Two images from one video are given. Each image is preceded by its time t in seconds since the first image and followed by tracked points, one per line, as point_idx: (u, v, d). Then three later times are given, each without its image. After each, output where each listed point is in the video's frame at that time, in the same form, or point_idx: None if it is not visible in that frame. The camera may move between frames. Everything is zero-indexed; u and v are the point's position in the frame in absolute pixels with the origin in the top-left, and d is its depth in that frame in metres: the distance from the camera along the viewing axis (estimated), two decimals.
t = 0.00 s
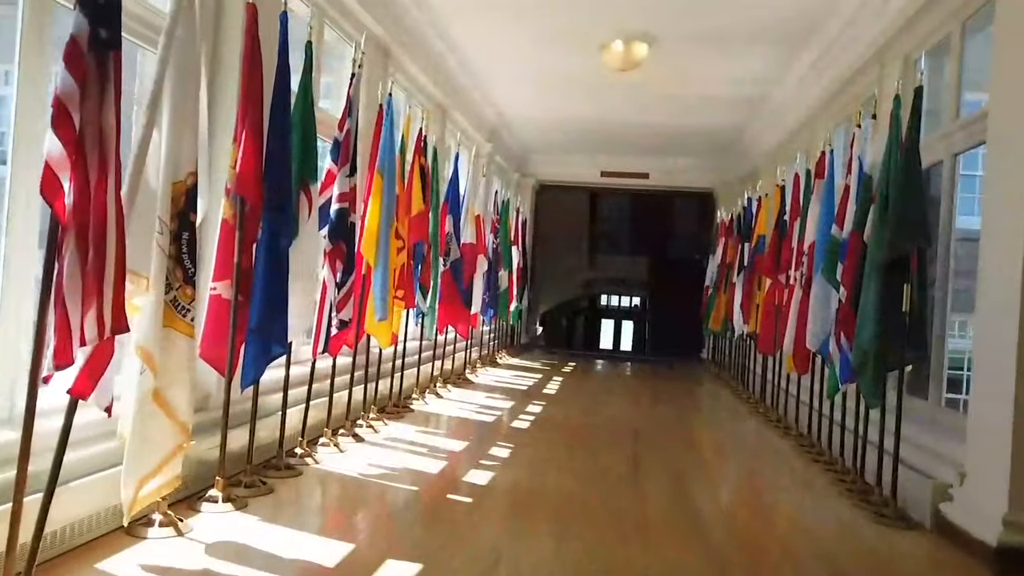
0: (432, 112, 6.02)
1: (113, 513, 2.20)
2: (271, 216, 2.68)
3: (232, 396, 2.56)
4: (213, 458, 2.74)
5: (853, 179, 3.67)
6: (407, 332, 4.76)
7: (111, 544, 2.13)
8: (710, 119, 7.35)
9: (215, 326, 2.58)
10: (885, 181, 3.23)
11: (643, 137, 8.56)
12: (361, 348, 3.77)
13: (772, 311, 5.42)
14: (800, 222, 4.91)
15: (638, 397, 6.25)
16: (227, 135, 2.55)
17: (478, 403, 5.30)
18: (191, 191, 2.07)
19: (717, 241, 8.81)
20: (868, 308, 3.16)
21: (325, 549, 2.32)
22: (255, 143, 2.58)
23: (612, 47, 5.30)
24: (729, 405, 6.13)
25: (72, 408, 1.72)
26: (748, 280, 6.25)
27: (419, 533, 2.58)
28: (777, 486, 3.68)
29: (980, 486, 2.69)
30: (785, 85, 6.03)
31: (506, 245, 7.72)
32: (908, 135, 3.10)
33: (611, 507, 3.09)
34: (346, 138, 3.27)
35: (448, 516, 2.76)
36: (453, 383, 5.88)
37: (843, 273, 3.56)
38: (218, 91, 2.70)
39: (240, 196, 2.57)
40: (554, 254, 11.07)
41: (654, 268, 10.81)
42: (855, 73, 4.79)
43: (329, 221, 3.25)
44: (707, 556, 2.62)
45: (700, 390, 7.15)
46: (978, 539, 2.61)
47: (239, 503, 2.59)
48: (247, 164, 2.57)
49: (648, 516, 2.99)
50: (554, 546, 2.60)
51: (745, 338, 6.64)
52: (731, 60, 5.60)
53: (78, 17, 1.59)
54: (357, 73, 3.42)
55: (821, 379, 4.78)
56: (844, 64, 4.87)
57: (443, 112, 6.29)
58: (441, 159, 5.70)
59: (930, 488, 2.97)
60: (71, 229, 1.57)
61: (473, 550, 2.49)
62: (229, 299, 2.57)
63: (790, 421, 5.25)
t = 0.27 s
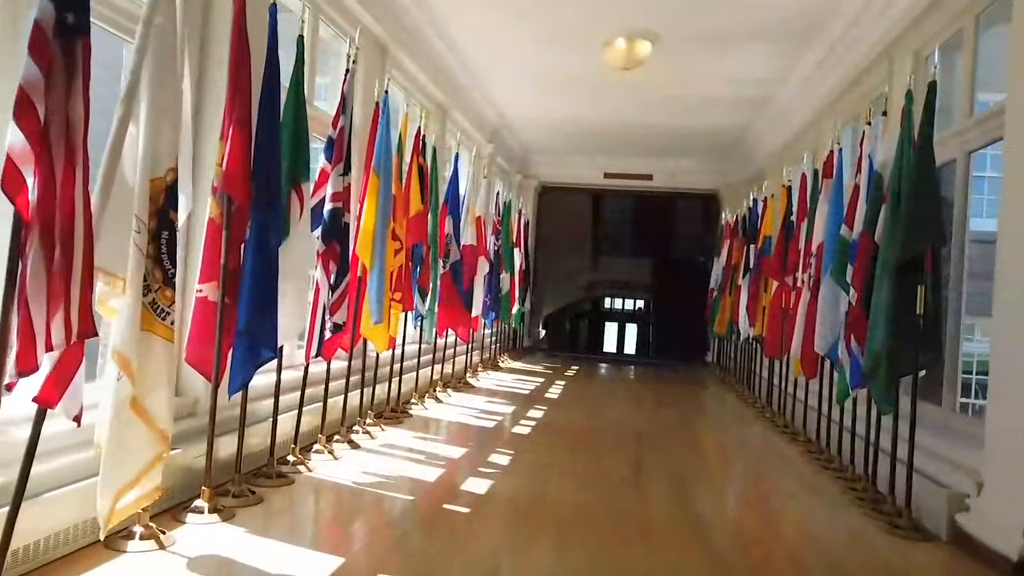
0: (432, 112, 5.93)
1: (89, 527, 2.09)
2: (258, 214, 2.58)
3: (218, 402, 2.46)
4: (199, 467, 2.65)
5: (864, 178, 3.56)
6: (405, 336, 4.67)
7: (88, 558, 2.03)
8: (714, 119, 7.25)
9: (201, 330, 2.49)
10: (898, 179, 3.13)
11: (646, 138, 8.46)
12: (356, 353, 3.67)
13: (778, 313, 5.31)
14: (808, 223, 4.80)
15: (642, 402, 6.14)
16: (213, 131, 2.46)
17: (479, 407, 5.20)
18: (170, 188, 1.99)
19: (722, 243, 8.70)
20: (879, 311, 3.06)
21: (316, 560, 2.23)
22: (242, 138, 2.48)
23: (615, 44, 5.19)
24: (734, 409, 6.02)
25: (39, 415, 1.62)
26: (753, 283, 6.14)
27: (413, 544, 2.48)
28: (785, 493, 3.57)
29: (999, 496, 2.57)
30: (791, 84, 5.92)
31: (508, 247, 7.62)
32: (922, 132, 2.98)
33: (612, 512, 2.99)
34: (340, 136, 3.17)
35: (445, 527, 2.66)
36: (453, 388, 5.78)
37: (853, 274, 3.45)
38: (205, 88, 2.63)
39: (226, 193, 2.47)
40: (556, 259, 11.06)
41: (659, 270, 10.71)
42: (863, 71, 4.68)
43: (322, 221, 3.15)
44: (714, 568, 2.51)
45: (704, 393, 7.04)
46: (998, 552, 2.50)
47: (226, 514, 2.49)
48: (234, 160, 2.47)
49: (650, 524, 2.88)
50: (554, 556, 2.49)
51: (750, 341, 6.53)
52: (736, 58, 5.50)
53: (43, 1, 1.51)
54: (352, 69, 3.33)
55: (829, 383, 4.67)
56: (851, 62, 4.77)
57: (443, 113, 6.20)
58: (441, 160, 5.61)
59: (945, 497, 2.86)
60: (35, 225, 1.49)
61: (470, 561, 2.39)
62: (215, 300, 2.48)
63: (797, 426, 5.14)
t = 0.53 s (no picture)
0: (434, 108, 5.83)
1: (68, 533, 1.99)
2: (250, 205, 2.47)
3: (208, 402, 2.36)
4: (189, 469, 2.55)
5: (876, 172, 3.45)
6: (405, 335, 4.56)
7: (69, 564, 1.93)
8: (721, 116, 7.12)
9: (193, 326, 2.39)
10: (917, 171, 3.01)
11: (652, 136, 8.35)
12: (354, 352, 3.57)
13: (788, 313, 5.19)
14: (818, 220, 4.68)
15: (648, 403, 6.02)
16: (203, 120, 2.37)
17: (481, 408, 5.09)
18: (154, 176, 1.90)
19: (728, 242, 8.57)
20: (895, 307, 2.96)
21: (307, 567, 2.10)
22: (234, 126, 2.38)
23: (620, 39, 5.05)
24: (742, 411, 5.90)
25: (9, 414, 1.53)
26: (762, 282, 6.02)
27: (409, 549, 2.37)
28: (797, 497, 3.45)
29: None
30: (800, 79, 5.79)
31: (511, 246, 7.52)
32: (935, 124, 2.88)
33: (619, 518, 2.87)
34: (337, 128, 3.07)
35: (443, 531, 2.55)
36: (456, 388, 5.67)
37: (868, 270, 3.34)
38: (196, 78, 2.54)
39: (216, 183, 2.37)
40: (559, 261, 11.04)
41: (663, 272, 10.73)
42: (875, 63, 4.56)
43: (319, 215, 3.05)
44: None
45: (711, 395, 6.91)
46: None
47: (217, 518, 2.39)
48: (224, 148, 2.37)
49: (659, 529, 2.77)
50: (557, 563, 2.37)
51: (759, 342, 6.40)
52: (744, 51, 5.38)
53: None
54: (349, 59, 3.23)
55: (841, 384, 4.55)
56: (863, 54, 4.64)
57: (445, 109, 6.10)
58: (443, 157, 5.50)
59: (967, 503, 2.74)
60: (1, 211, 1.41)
61: (469, 568, 2.27)
62: (206, 296, 2.38)
63: (807, 428, 5.01)
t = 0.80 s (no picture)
0: (434, 105, 5.74)
1: (51, 543, 1.90)
2: (243, 203, 2.38)
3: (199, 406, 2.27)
4: (179, 476, 2.46)
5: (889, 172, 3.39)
6: (405, 336, 4.47)
7: None
8: (726, 114, 7.03)
9: (182, 327, 2.29)
10: (932, 168, 2.92)
11: (656, 135, 8.26)
12: (353, 354, 3.48)
13: (795, 314, 5.10)
14: (827, 219, 4.58)
15: (652, 406, 5.92)
16: (193, 114, 2.28)
17: (483, 411, 5.00)
18: (139, 170, 1.81)
19: (733, 242, 8.46)
20: (910, 308, 2.87)
21: None
22: (226, 120, 2.30)
23: (624, 34, 4.95)
24: (748, 414, 5.80)
25: None
26: (768, 283, 5.92)
27: (407, 560, 2.27)
28: (807, 503, 3.35)
29: None
30: (806, 75, 5.70)
31: (513, 246, 7.43)
32: (954, 119, 2.77)
33: (626, 526, 2.78)
34: (334, 123, 2.99)
35: (443, 541, 2.46)
36: (457, 391, 5.58)
37: (880, 270, 3.24)
38: (187, 71, 2.46)
39: (208, 180, 2.28)
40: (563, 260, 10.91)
41: (667, 273, 10.64)
42: (885, 59, 4.46)
43: (315, 213, 2.96)
44: None
45: (716, 397, 6.81)
46: None
47: (208, 527, 2.30)
48: (216, 144, 2.27)
49: (667, 538, 2.68)
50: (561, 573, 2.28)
51: (764, 344, 6.31)
52: (750, 47, 5.29)
53: None
54: (347, 53, 3.15)
55: (850, 388, 4.45)
56: (872, 50, 4.55)
57: (446, 106, 6.01)
58: (443, 155, 5.41)
59: (986, 511, 2.64)
60: None
61: None
62: (196, 296, 2.29)
63: (815, 432, 4.91)
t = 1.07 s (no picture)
0: (433, 105, 5.63)
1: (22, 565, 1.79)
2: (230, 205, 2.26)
3: (182, 420, 2.16)
4: (162, 491, 2.34)
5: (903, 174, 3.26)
6: (402, 342, 4.36)
7: None
8: (731, 114, 6.91)
9: (165, 335, 2.18)
10: (949, 168, 2.80)
11: (659, 136, 8.14)
12: (347, 361, 3.37)
13: (802, 320, 4.98)
14: (835, 222, 4.46)
15: (656, 413, 5.80)
16: (177, 112, 2.17)
17: (482, 418, 4.89)
18: (114, 170, 1.71)
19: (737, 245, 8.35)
20: (926, 315, 2.76)
21: None
22: (212, 119, 2.19)
23: (627, 33, 4.84)
24: (753, 421, 5.67)
25: None
26: (773, 287, 5.80)
27: None
28: (817, 516, 3.24)
29: None
30: (813, 75, 5.58)
31: (514, 249, 7.31)
32: (973, 117, 2.65)
33: (630, 542, 2.66)
34: (327, 122, 2.88)
35: (440, 559, 2.34)
36: (456, 397, 5.46)
37: (893, 275, 3.13)
38: (173, 68, 2.36)
39: (192, 181, 2.17)
40: (564, 264, 10.89)
41: (670, 276, 10.53)
42: (896, 58, 4.35)
43: (307, 217, 2.84)
44: None
45: (721, 403, 6.69)
46: None
47: (192, 546, 2.18)
48: (201, 144, 2.16)
49: (673, 555, 2.56)
50: None
51: (770, 349, 6.18)
52: (756, 46, 5.17)
53: None
54: (341, 49, 3.04)
55: (860, 396, 4.33)
56: (882, 48, 4.43)
57: (446, 107, 5.89)
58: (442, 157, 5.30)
59: (1008, 528, 2.53)
60: None
61: None
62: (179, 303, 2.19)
63: (823, 440, 4.78)
